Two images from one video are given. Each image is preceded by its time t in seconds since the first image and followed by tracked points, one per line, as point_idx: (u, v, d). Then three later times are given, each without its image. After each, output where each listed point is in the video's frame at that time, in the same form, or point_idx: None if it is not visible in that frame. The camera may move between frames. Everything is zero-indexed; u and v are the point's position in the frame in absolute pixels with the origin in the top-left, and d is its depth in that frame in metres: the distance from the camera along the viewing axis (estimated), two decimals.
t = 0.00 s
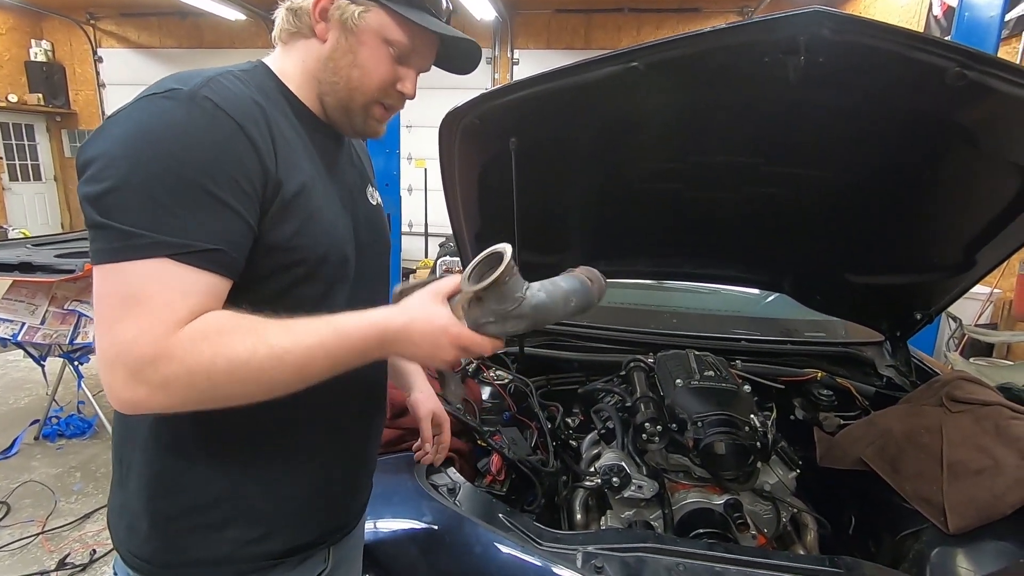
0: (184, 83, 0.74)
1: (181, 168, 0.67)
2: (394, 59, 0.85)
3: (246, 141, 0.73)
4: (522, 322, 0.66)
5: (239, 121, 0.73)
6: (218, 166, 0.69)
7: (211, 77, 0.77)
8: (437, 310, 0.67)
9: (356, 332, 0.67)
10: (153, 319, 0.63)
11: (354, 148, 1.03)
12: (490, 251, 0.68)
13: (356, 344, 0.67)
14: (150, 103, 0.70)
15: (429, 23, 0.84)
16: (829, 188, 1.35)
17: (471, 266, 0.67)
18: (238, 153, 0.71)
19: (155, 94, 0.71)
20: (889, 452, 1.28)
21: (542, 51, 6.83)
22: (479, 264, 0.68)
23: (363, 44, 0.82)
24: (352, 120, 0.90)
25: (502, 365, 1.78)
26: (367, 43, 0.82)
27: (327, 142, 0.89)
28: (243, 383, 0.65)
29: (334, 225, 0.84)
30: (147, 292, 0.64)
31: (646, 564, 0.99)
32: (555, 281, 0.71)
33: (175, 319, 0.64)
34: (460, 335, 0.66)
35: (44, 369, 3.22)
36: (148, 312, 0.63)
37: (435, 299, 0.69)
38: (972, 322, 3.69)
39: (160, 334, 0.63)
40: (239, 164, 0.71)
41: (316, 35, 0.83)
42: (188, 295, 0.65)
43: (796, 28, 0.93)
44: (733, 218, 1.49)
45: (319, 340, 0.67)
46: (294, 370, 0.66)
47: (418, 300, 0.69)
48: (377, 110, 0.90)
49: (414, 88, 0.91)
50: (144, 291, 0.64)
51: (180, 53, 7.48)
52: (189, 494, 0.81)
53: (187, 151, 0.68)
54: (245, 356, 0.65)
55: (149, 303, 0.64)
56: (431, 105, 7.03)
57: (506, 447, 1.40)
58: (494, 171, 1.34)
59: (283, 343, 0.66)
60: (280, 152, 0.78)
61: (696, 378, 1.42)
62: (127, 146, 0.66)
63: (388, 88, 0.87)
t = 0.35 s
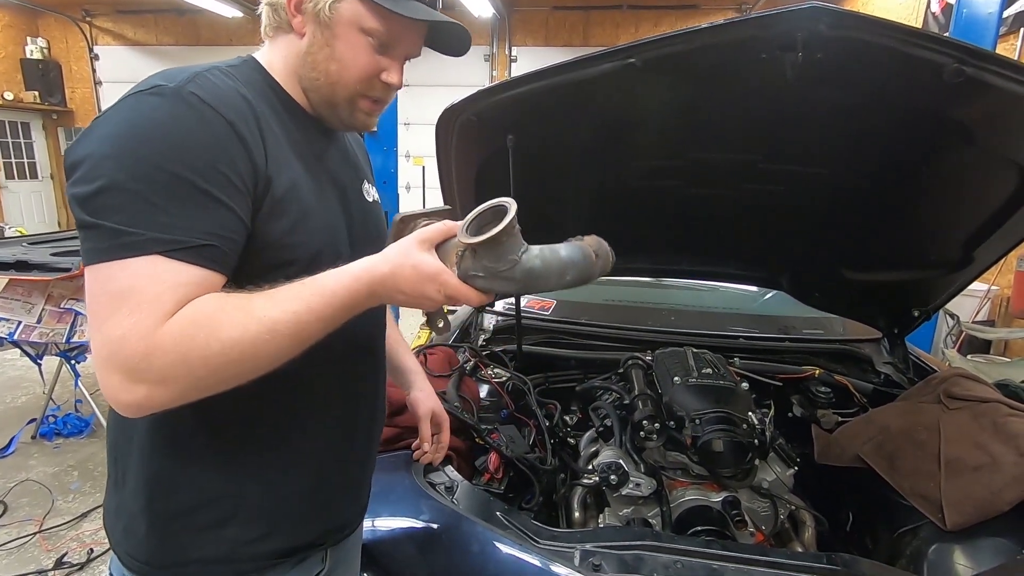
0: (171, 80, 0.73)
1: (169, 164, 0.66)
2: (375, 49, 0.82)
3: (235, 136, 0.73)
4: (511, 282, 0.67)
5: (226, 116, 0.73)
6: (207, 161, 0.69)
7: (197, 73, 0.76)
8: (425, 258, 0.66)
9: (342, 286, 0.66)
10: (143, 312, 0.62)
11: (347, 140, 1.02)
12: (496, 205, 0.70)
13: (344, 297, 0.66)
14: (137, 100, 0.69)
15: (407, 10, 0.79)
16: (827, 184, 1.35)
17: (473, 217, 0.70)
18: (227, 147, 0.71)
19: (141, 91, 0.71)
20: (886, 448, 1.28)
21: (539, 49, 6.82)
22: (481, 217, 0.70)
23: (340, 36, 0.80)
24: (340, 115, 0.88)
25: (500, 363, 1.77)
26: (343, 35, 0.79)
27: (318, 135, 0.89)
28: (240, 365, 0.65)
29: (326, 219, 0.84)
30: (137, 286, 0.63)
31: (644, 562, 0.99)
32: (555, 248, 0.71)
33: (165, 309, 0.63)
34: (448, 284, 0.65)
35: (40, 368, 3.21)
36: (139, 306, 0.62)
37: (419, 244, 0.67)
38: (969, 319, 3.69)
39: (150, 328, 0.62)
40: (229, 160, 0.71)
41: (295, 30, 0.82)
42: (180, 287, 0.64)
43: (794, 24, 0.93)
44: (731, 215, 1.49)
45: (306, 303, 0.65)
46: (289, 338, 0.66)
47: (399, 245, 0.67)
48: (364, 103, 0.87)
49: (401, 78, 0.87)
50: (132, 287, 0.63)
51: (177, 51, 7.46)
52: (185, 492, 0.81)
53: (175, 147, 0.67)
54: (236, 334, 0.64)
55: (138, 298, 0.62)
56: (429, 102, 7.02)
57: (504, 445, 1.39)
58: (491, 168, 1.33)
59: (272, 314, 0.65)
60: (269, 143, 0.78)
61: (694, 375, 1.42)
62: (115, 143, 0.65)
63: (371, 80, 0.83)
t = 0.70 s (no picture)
0: (139, 85, 0.72)
1: (138, 174, 0.65)
2: (350, 42, 0.81)
3: (206, 142, 0.72)
4: (498, 282, 0.66)
5: (196, 121, 0.72)
6: (177, 169, 0.68)
7: (166, 76, 0.75)
8: (406, 263, 0.65)
9: (319, 291, 0.66)
10: (114, 325, 0.61)
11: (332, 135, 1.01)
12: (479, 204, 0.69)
13: (320, 302, 0.66)
14: (103, 108, 0.68)
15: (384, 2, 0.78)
16: (824, 183, 1.35)
17: (457, 215, 0.68)
18: (198, 154, 0.70)
19: (106, 98, 0.69)
20: (884, 447, 1.28)
21: (537, 48, 6.81)
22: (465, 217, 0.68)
23: (312, 29, 0.79)
24: (319, 112, 0.87)
25: (497, 362, 1.76)
26: (316, 29, 0.79)
27: (300, 136, 0.88)
28: (217, 374, 0.65)
29: (306, 220, 0.83)
30: (108, 299, 0.62)
31: (641, 563, 0.99)
32: (541, 245, 0.70)
33: (133, 322, 0.62)
34: (430, 285, 0.64)
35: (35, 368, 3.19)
36: (109, 318, 0.61)
37: (399, 247, 0.66)
38: (967, 317, 3.70)
39: (121, 343, 0.61)
40: (201, 166, 0.70)
41: (267, 25, 0.82)
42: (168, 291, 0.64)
43: (792, 22, 0.93)
44: (727, 215, 1.48)
45: (282, 309, 0.66)
46: (266, 347, 0.66)
47: (378, 248, 0.67)
48: (342, 96, 0.86)
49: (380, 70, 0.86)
50: (103, 301, 0.62)
51: (173, 50, 7.44)
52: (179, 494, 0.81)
53: (145, 156, 0.66)
54: (211, 345, 0.64)
55: (108, 312, 0.61)
56: (426, 101, 7.00)
57: (501, 445, 1.38)
58: (486, 168, 1.33)
59: (249, 322, 0.65)
60: (246, 151, 0.78)
61: (691, 374, 1.41)
62: (80, 154, 0.64)
63: (347, 72, 0.83)
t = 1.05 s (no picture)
0: (39, 94, 0.61)
1: (38, 207, 0.55)
2: (291, 29, 0.70)
3: (127, 158, 0.62)
4: (489, 358, 0.59)
5: (111, 135, 0.61)
6: (86, 196, 0.58)
7: (77, 81, 0.64)
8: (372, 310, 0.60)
9: (269, 336, 0.61)
10: (21, 391, 0.52)
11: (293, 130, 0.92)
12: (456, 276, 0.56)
13: (274, 344, 0.61)
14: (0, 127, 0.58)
15: None
16: (830, 189, 1.35)
17: (441, 276, 0.56)
18: (118, 175, 0.60)
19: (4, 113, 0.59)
20: (891, 452, 1.28)
21: (543, 52, 6.84)
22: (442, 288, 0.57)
23: (243, 15, 0.68)
24: (268, 113, 0.77)
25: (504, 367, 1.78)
26: (249, 15, 0.68)
27: (256, 146, 0.79)
28: (157, 434, 0.58)
29: (263, 234, 0.75)
30: (16, 356, 0.53)
31: (647, 566, 1.00)
32: (533, 312, 0.64)
33: (47, 383, 0.53)
34: (397, 341, 0.61)
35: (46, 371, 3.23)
36: (15, 383, 0.52)
37: (360, 294, 0.60)
38: (976, 322, 3.69)
39: (32, 412, 0.53)
40: (119, 188, 0.60)
41: (197, 16, 0.72)
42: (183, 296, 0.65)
43: (798, 31, 0.94)
44: (733, 220, 1.49)
45: (232, 354, 0.60)
46: (213, 399, 0.60)
47: (336, 287, 0.60)
48: (288, 90, 0.75)
49: (330, 58, 0.75)
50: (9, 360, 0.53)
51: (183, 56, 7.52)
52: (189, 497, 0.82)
53: (42, 185, 0.56)
54: (140, 401, 0.56)
55: (16, 375, 0.53)
56: (433, 106, 7.05)
57: (506, 449, 1.39)
58: (493, 174, 1.34)
59: (185, 372, 0.58)
60: (192, 173, 0.69)
61: (698, 380, 1.42)
62: None
63: (290, 63, 0.72)
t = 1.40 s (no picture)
0: None
1: None
2: None
3: None
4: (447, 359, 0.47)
5: None
6: None
7: None
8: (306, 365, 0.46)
9: (180, 414, 0.48)
10: None
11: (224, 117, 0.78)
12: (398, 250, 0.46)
13: (188, 422, 0.48)
14: None
15: None
16: (832, 192, 1.35)
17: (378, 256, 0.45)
18: None
19: None
20: (891, 457, 1.28)
21: (547, 56, 6.86)
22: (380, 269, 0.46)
23: None
24: (182, 91, 0.62)
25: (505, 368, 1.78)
26: None
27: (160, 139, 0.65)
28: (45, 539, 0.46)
29: (170, 253, 0.61)
30: None
31: (647, 568, 1.00)
32: (509, 295, 0.53)
33: None
34: (338, 389, 0.45)
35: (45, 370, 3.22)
36: None
37: (289, 349, 0.46)
38: (978, 329, 3.69)
39: None
40: None
41: None
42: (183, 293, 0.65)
43: (802, 32, 0.94)
44: (735, 223, 1.48)
45: (132, 440, 0.47)
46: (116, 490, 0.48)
47: (260, 347, 0.46)
48: (204, 54, 0.59)
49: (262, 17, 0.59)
50: None
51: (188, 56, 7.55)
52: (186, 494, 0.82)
53: None
54: None
55: None
56: (437, 108, 7.06)
57: (507, 450, 1.39)
58: (495, 174, 1.33)
59: (60, 473, 0.46)
60: (60, 181, 0.55)
61: (698, 383, 1.41)
62: None
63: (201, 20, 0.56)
